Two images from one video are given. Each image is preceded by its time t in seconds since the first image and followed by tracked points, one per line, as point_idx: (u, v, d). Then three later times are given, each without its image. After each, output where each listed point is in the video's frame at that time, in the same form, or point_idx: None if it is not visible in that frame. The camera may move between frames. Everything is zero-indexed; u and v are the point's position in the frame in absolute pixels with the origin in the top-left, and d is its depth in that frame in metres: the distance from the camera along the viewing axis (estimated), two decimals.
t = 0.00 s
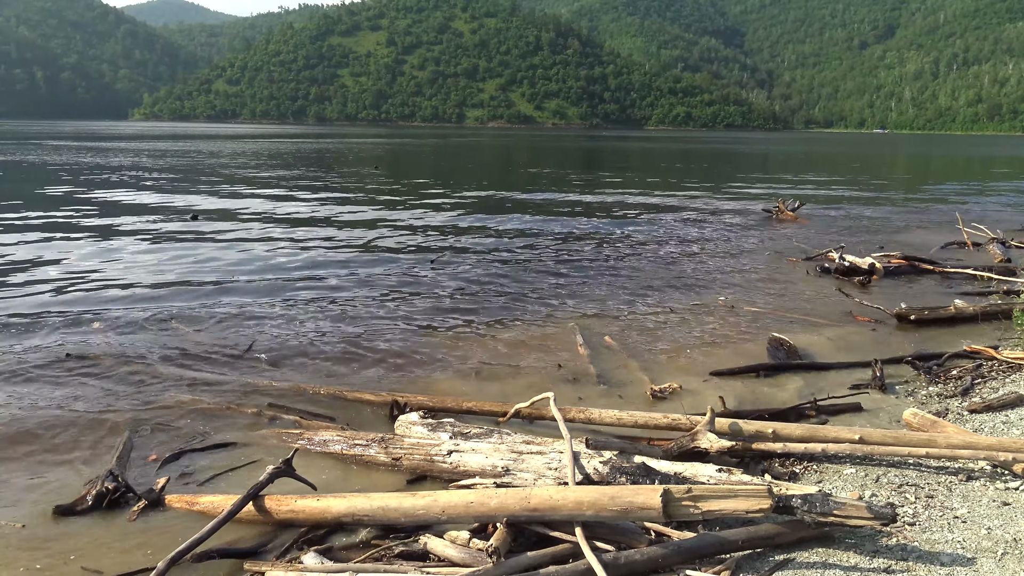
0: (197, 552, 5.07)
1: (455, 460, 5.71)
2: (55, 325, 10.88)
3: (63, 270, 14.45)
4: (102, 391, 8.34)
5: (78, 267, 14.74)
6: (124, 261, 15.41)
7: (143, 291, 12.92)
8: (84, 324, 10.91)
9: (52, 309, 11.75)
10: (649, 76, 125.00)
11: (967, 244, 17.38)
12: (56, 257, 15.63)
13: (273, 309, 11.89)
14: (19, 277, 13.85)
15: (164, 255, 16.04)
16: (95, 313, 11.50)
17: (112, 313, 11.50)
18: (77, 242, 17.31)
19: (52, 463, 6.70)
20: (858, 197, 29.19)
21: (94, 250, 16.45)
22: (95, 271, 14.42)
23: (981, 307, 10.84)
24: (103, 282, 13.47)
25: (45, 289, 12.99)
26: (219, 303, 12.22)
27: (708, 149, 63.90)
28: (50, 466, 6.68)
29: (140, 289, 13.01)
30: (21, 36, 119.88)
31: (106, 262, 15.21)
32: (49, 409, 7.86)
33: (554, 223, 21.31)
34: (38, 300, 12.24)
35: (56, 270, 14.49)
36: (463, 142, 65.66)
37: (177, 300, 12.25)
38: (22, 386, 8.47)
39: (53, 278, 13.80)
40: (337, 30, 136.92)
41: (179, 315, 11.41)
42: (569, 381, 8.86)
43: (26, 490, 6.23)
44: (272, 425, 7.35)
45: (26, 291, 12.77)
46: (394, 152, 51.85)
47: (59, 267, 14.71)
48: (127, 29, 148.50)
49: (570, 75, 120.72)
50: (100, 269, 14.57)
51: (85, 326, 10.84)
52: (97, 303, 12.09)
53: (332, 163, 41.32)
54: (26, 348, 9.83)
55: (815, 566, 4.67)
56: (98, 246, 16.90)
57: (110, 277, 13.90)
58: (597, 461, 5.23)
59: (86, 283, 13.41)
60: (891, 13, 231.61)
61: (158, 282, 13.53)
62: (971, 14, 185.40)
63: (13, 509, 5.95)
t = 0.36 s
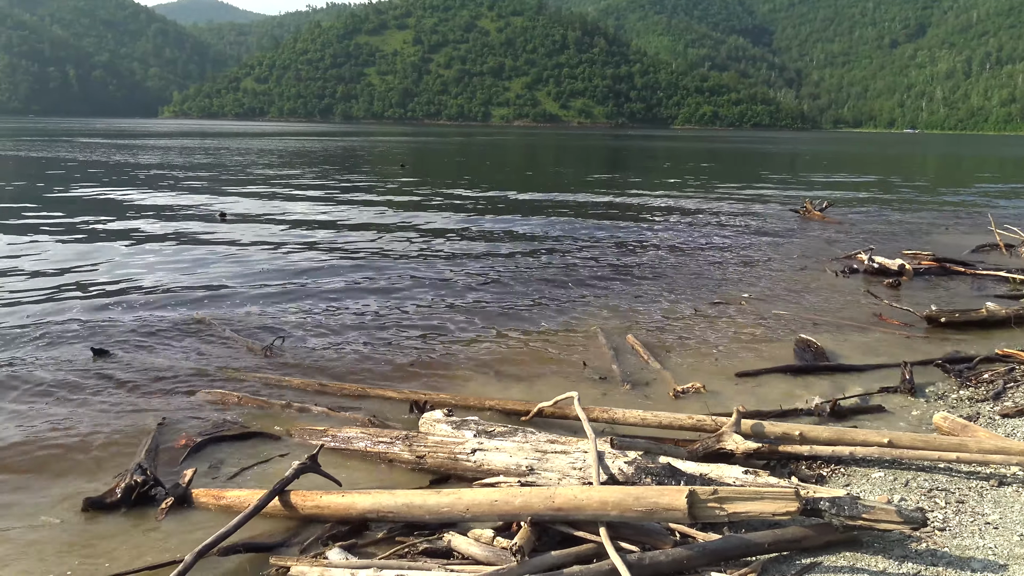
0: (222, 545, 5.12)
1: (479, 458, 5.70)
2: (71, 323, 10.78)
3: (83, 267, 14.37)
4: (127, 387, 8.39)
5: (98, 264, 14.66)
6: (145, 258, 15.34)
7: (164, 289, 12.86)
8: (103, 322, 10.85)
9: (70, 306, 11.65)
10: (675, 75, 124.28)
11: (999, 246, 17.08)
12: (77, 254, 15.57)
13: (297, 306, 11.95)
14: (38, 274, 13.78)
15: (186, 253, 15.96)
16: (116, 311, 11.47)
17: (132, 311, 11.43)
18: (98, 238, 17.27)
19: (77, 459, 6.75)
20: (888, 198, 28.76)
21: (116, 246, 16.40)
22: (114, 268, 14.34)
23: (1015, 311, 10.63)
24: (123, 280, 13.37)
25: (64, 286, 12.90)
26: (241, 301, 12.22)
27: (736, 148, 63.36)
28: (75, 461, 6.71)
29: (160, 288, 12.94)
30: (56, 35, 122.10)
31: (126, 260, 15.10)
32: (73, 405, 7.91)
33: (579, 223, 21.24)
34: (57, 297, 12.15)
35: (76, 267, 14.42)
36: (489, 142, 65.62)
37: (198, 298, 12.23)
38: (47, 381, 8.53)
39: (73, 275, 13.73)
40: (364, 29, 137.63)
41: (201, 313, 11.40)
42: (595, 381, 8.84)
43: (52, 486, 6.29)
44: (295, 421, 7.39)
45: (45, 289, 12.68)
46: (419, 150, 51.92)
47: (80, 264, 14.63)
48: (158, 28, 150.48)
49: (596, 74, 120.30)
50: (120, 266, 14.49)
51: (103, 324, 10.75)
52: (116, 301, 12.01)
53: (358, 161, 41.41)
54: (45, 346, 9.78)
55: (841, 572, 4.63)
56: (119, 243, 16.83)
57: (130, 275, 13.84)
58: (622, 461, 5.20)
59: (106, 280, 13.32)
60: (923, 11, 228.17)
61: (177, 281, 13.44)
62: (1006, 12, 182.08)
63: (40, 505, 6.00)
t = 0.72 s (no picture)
0: (251, 540, 5.16)
1: (504, 457, 5.71)
2: (84, 328, 10.56)
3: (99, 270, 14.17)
4: (152, 386, 8.40)
5: (115, 267, 14.46)
6: (168, 260, 15.33)
7: (182, 292, 12.68)
8: (119, 325, 10.67)
9: (83, 310, 11.41)
10: (703, 74, 123.49)
11: None
12: (94, 256, 15.39)
13: (323, 306, 12.07)
14: (55, 276, 13.62)
15: (205, 256, 15.78)
16: (133, 313, 11.32)
17: (148, 314, 11.24)
18: (116, 240, 17.09)
19: (102, 458, 6.76)
20: (918, 198, 28.37)
21: (135, 248, 16.24)
22: (131, 271, 14.12)
23: None
24: (140, 283, 13.19)
25: (78, 289, 12.69)
26: (268, 299, 12.34)
27: (765, 148, 62.74)
28: (101, 458, 6.75)
29: (178, 291, 12.75)
30: (89, 36, 124.31)
31: (144, 263, 14.89)
32: (98, 404, 7.94)
33: (605, 222, 21.16)
34: (70, 300, 11.93)
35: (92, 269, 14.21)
36: (515, 141, 65.49)
37: (224, 298, 12.29)
38: (73, 381, 8.55)
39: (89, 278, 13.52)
40: (390, 29, 138.41)
41: (223, 315, 11.31)
42: (620, 381, 8.82)
43: (80, 482, 6.34)
44: (323, 418, 7.46)
45: (59, 292, 12.47)
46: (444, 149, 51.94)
47: (97, 267, 14.44)
48: (188, 28, 152.30)
49: (622, 73, 119.89)
50: (138, 269, 14.29)
51: (115, 328, 10.54)
52: (130, 304, 11.78)
53: (383, 161, 41.37)
54: (58, 349, 9.62)
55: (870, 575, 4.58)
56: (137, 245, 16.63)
57: (153, 275, 13.83)
58: (649, 462, 5.18)
59: (120, 284, 13.09)
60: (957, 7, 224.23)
61: (195, 285, 13.25)
62: None
63: (70, 500, 6.07)
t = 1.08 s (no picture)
0: (273, 533, 5.21)
1: (524, 455, 5.71)
2: (83, 339, 10.09)
3: (107, 274, 13.75)
4: (172, 384, 8.42)
5: (123, 271, 14.02)
6: (191, 256, 15.51)
7: (190, 298, 12.21)
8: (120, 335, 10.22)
9: (84, 318, 10.98)
10: (726, 74, 122.65)
11: None
12: (102, 259, 14.99)
13: (344, 302, 12.17)
14: (82, 272, 13.83)
15: (217, 259, 15.36)
16: (141, 318, 10.97)
17: (154, 322, 10.81)
18: (128, 243, 16.75)
19: (123, 452, 6.82)
20: (945, 201, 28.02)
21: (146, 251, 15.88)
22: (138, 276, 13.64)
23: None
24: (147, 289, 12.76)
25: (82, 295, 12.25)
26: (289, 296, 12.44)
27: (789, 148, 62.23)
28: (121, 453, 6.78)
29: (184, 298, 12.27)
30: (117, 34, 125.86)
31: (152, 267, 14.44)
32: (119, 400, 7.96)
33: (626, 222, 21.12)
34: (72, 308, 11.51)
35: (100, 274, 13.80)
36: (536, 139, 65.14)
37: (248, 294, 12.43)
38: (93, 378, 8.57)
39: (96, 283, 13.09)
40: (414, 27, 138.83)
41: (239, 315, 11.21)
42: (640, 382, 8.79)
43: (102, 476, 6.38)
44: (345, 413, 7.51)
45: (64, 297, 12.07)
46: (467, 148, 51.94)
47: (104, 270, 14.00)
48: (212, 25, 153.53)
49: (645, 73, 119.37)
50: (145, 274, 13.85)
51: (116, 338, 10.10)
52: (134, 312, 11.35)
53: (403, 159, 41.11)
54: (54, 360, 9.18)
55: None
56: (148, 247, 16.24)
57: (177, 272, 14.00)
58: (670, 463, 5.16)
59: (127, 290, 12.64)
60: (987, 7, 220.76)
61: (203, 290, 12.78)
62: None
63: (93, 490, 6.14)
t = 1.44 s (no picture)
0: (295, 530, 5.25)
1: (544, 454, 5.72)
2: (81, 351, 9.59)
3: (112, 281, 13.27)
4: (192, 383, 8.46)
5: (129, 278, 13.54)
6: (213, 255, 15.67)
7: (196, 306, 11.69)
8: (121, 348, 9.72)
9: (84, 328, 10.49)
10: (747, 72, 121.83)
11: None
12: (111, 264, 14.57)
13: (363, 301, 12.24)
14: (107, 271, 14.04)
15: (227, 263, 14.85)
16: (159, 319, 10.94)
17: (158, 332, 10.34)
18: (139, 246, 16.35)
19: (147, 446, 6.90)
20: (971, 200, 27.61)
21: (165, 251, 15.79)
22: (144, 283, 13.14)
23: None
24: (154, 296, 12.27)
25: (84, 303, 11.78)
26: (309, 295, 12.53)
27: (811, 147, 61.63)
28: (145, 449, 6.84)
29: (191, 306, 11.75)
30: (141, 35, 127.38)
31: (160, 273, 13.93)
32: (140, 399, 8.03)
33: (646, 222, 21.04)
34: (72, 317, 11.02)
35: (105, 280, 13.32)
36: (556, 138, 64.78)
37: (268, 294, 12.50)
38: (116, 376, 8.68)
39: (100, 290, 12.61)
40: (434, 26, 139.35)
41: (256, 316, 11.19)
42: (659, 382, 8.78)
43: (128, 470, 6.48)
44: (368, 410, 7.55)
45: (64, 306, 11.61)
46: (487, 146, 51.83)
47: (110, 277, 13.54)
48: (234, 25, 154.94)
49: (665, 71, 118.90)
50: (152, 280, 13.36)
51: (115, 349, 9.63)
52: (157, 310, 11.46)
53: (422, 159, 40.85)
54: (49, 375, 8.72)
55: None
56: (159, 252, 15.81)
57: (197, 271, 14.11)
58: (691, 462, 5.15)
59: (131, 298, 12.14)
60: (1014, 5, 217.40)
61: (211, 297, 12.25)
62: None
63: (116, 486, 6.23)
